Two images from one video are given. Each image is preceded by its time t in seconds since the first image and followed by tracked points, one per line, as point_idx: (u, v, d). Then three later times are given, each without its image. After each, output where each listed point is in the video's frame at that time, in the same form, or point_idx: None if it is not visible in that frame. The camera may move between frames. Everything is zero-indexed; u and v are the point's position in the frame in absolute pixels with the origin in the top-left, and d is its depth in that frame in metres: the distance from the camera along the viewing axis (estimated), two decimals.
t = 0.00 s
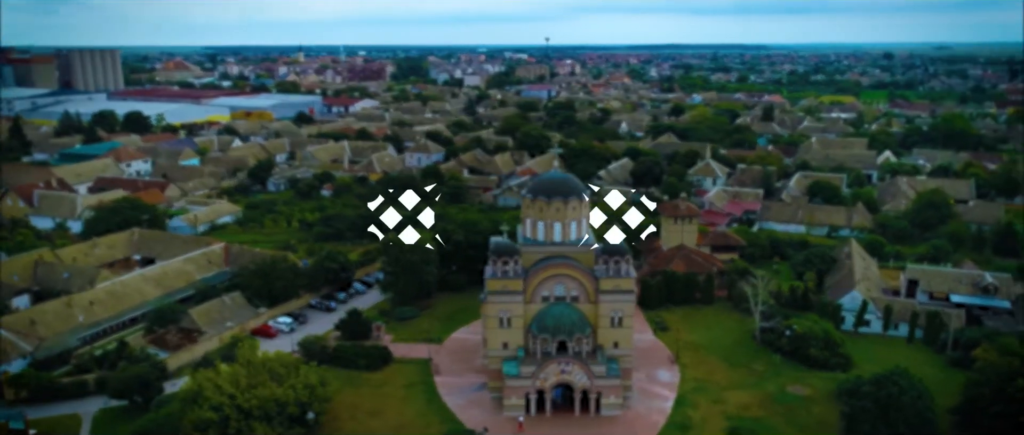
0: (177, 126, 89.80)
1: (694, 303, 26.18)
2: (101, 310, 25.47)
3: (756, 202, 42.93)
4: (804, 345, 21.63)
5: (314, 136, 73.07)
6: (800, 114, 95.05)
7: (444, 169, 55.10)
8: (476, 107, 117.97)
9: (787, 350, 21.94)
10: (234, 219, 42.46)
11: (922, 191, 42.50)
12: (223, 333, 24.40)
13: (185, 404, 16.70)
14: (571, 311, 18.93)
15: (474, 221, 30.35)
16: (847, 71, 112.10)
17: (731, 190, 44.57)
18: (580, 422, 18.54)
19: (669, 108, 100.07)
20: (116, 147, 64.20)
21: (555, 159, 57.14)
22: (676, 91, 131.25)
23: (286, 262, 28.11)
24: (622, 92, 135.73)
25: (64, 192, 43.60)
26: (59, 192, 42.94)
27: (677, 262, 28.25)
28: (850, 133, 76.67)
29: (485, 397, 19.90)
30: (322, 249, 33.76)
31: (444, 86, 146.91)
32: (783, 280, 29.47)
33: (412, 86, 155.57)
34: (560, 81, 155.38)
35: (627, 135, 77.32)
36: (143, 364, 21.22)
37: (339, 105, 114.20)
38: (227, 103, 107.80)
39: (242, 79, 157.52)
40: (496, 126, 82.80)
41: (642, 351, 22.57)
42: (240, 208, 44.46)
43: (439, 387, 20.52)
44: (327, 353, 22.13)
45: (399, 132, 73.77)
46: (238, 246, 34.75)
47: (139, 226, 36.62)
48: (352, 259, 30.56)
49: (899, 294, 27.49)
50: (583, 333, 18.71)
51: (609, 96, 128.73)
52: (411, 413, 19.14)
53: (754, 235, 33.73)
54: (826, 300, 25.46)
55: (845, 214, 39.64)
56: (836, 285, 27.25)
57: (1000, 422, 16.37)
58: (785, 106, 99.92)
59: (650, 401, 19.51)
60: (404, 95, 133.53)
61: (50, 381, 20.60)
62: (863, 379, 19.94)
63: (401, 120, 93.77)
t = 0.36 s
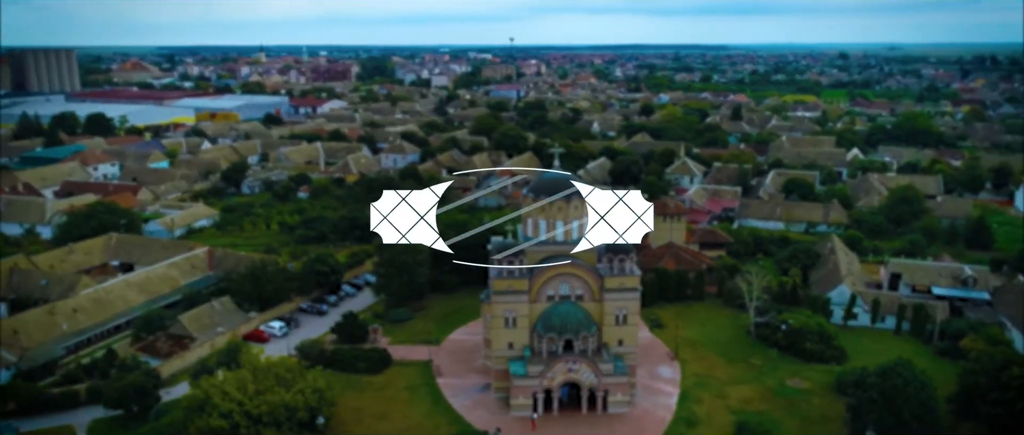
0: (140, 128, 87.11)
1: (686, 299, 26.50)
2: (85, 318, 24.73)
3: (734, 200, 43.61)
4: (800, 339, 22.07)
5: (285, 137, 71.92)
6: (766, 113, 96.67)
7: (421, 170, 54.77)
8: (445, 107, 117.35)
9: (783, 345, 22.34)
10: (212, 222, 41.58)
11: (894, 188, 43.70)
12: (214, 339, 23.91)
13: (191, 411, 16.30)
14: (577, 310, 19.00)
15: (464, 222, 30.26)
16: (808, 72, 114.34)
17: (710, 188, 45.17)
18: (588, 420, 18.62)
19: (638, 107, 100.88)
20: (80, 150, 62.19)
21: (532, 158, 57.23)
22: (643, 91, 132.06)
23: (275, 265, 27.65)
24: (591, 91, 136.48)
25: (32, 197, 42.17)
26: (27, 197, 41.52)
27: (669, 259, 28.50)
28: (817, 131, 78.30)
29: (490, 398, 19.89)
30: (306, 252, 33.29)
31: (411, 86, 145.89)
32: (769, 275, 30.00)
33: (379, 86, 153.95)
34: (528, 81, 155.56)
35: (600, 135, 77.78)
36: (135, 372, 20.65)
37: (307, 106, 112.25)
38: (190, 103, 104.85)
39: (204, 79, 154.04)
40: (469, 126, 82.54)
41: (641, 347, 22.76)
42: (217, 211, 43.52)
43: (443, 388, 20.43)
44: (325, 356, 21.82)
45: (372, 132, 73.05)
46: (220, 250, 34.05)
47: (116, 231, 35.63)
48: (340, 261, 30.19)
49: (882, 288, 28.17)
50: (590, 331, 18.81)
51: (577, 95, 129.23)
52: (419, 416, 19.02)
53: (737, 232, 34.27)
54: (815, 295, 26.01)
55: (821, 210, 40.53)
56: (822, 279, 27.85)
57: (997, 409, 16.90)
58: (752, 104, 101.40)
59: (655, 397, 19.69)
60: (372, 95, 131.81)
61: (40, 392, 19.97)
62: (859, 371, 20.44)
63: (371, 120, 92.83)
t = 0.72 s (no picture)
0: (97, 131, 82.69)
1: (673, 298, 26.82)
2: (63, 328, 23.94)
3: (708, 197, 44.28)
4: (790, 332, 22.55)
5: (250, 139, 70.44)
6: (730, 111, 98.20)
7: (395, 171, 54.30)
8: (411, 107, 116.34)
9: (773, 339, 22.80)
10: (184, 226, 40.52)
11: (862, 184, 45.04)
12: (201, 347, 23.39)
13: (193, 419, 15.87)
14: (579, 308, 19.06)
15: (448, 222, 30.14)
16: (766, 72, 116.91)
17: (684, 186, 45.80)
18: (591, 418, 18.73)
19: (605, 106, 101.48)
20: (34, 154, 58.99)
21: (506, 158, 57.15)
22: (606, 90, 133.09)
23: (259, 270, 27.10)
24: (555, 90, 136.90)
25: None
26: None
27: (655, 256, 28.95)
28: (780, 129, 79.87)
29: (491, 398, 19.89)
30: (287, 256, 32.73)
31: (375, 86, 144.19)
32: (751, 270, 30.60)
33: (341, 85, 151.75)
34: (492, 79, 155.24)
35: (569, 134, 78.09)
36: (124, 382, 20.04)
37: (269, 106, 110.01)
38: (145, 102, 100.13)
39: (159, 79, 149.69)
40: (437, 126, 82.04)
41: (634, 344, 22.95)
42: (188, 215, 42.43)
43: (443, 390, 20.31)
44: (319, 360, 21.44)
45: (341, 133, 72.01)
46: (196, 254, 33.24)
47: (86, 237, 34.51)
48: (323, 264, 29.73)
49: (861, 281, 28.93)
50: (591, 330, 18.91)
51: (542, 95, 129.45)
52: (421, 419, 18.89)
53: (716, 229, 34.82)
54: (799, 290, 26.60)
55: (794, 207, 41.43)
56: (804, 274, 28.49)
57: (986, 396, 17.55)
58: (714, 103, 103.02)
59: (655, 393, 19.91)
60: (335, 95, 129.69)
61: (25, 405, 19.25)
62: (850, 363, 20.99)
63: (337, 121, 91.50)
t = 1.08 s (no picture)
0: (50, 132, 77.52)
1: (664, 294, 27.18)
2: (45, 338, 23.12)
3: (684, 195, 44.91)
4: (783, 325, 23.03)
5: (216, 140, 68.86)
6: (695, 109, 99.50)
7: (370, 172, 53.73)
8: (376, 108, 115.09)
9: (767, 332, 23.24)
10: (155, 232, 39.65)
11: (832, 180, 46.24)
12: (192, 353, 22.85)
13: (201, 428, 15.49)
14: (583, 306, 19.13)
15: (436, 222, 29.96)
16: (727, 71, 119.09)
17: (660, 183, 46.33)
18: (597, 416, 18.85)
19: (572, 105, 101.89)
20: None
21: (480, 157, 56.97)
22: (570, 89, 133.79)
23: (246, 273, 26.57)
24: (520, 89, 136.95)
25: None
26: None
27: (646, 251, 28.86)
28: (745, 127, 81.35)
29: (495, 398, 19.86)
30: (269, 260, 32.16)
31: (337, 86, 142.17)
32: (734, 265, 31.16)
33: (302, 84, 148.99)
34: (456, 77, 154.12)
35: (539, 134, 78.33)
36: (117, 392, 19.45)
37: (230, 108, 105.92)
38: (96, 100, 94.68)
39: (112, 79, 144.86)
40: (406, 126, 81.40)
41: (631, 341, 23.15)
42: (159, 219, 41.41)
43: (446, 392, 20.21)
44: (317, 364, 21.17)
45: (309, 134, 70.94)
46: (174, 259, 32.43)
47: (57, 242, 33.37)
48: (310, 266, 29.27)
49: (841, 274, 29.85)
50: (596, 327, 19.01)
51: (508, 94, 129.52)
52: (428, 421, 18.78)
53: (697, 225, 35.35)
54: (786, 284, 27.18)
55: (769, 203, 42.29)
56: (788, 269, 29.15)
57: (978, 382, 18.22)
58: (678, 101, 104.28)
59: (657, 389, 20.13)
60: (297, 95, 127.45)
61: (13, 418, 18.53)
62: (843, 355, 21.53)
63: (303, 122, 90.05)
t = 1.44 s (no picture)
0: None
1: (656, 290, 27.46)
2: (29, 348, 22.43)
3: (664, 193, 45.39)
4: (777, 320, 23.47)
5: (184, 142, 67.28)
6: (665, 107, 100.48)
7: (347, 173, 53.12)
8: (344, 108, 113.66)
9: (761, 327, 23.65)
10: (129, 236, 38.39)
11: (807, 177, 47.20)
12: (186, 360, 22.35)
13: None
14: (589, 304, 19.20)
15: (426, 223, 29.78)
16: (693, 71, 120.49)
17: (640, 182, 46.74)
18: (604, 413, 18.98)
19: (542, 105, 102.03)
20: None
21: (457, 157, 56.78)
22: (538, 89, 134.05)
23: (235, 277, 26.04)
24: (488, 89, 136.76)
25: None
26: None
27: (643, 248, 28.71)
28: (715, 126, 82.50)
29: (500, 398, 19.87)
30: (254, 263, 31.60)
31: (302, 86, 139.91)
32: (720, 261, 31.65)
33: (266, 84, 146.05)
34: (423, 77, 153.35)
35: (512, 133, 78.35)
36: (114, 402, 18.94)
37: (194, 109, 101.45)
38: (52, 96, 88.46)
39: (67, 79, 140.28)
40: (377, 127, 80.64)
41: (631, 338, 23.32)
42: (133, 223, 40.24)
43: (452, 393, 20.14)
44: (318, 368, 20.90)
45: (280, 135, 69.79)
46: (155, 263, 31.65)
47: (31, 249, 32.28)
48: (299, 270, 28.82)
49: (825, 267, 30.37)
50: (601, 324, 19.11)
51: (476, 94, 129.20)
52: (436, 423, 18.69)
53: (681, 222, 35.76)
54: (774, 280, 27.72)
55: (747, 200, 43.04)
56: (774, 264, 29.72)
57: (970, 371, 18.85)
58: (646, 100, 105.15)
59: (661, 385, 20.33)
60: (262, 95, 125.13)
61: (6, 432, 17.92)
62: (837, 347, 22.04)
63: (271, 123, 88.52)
